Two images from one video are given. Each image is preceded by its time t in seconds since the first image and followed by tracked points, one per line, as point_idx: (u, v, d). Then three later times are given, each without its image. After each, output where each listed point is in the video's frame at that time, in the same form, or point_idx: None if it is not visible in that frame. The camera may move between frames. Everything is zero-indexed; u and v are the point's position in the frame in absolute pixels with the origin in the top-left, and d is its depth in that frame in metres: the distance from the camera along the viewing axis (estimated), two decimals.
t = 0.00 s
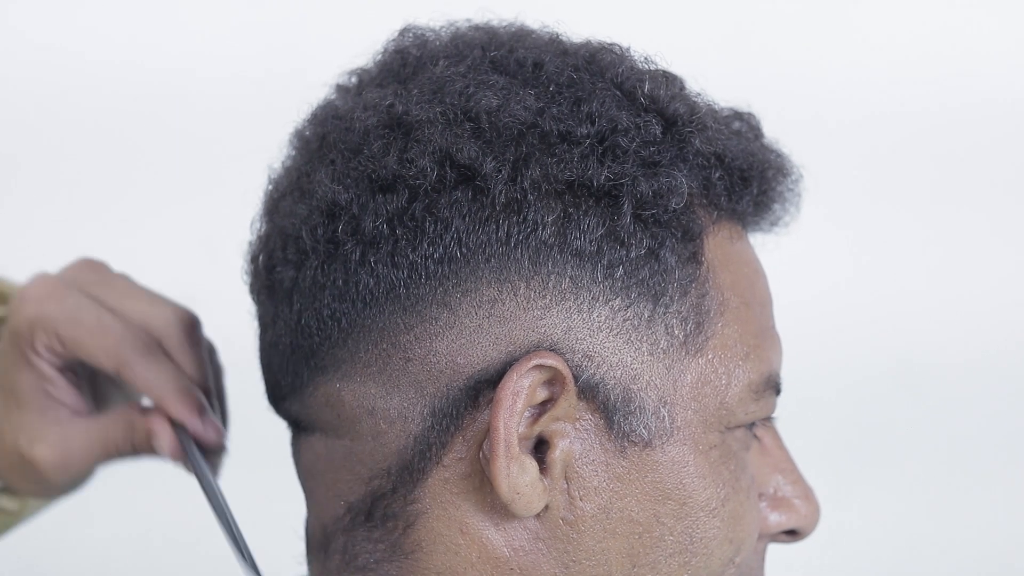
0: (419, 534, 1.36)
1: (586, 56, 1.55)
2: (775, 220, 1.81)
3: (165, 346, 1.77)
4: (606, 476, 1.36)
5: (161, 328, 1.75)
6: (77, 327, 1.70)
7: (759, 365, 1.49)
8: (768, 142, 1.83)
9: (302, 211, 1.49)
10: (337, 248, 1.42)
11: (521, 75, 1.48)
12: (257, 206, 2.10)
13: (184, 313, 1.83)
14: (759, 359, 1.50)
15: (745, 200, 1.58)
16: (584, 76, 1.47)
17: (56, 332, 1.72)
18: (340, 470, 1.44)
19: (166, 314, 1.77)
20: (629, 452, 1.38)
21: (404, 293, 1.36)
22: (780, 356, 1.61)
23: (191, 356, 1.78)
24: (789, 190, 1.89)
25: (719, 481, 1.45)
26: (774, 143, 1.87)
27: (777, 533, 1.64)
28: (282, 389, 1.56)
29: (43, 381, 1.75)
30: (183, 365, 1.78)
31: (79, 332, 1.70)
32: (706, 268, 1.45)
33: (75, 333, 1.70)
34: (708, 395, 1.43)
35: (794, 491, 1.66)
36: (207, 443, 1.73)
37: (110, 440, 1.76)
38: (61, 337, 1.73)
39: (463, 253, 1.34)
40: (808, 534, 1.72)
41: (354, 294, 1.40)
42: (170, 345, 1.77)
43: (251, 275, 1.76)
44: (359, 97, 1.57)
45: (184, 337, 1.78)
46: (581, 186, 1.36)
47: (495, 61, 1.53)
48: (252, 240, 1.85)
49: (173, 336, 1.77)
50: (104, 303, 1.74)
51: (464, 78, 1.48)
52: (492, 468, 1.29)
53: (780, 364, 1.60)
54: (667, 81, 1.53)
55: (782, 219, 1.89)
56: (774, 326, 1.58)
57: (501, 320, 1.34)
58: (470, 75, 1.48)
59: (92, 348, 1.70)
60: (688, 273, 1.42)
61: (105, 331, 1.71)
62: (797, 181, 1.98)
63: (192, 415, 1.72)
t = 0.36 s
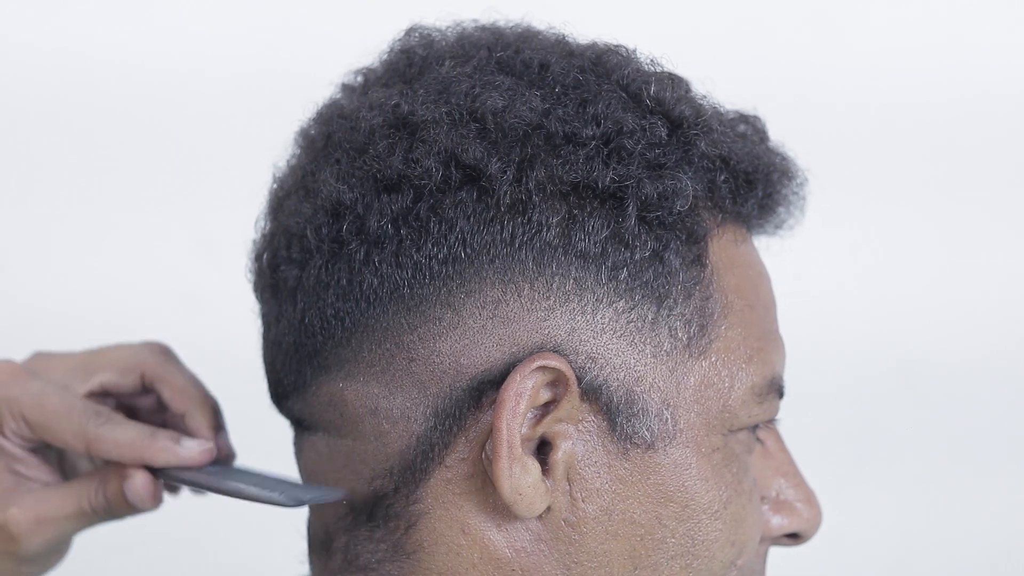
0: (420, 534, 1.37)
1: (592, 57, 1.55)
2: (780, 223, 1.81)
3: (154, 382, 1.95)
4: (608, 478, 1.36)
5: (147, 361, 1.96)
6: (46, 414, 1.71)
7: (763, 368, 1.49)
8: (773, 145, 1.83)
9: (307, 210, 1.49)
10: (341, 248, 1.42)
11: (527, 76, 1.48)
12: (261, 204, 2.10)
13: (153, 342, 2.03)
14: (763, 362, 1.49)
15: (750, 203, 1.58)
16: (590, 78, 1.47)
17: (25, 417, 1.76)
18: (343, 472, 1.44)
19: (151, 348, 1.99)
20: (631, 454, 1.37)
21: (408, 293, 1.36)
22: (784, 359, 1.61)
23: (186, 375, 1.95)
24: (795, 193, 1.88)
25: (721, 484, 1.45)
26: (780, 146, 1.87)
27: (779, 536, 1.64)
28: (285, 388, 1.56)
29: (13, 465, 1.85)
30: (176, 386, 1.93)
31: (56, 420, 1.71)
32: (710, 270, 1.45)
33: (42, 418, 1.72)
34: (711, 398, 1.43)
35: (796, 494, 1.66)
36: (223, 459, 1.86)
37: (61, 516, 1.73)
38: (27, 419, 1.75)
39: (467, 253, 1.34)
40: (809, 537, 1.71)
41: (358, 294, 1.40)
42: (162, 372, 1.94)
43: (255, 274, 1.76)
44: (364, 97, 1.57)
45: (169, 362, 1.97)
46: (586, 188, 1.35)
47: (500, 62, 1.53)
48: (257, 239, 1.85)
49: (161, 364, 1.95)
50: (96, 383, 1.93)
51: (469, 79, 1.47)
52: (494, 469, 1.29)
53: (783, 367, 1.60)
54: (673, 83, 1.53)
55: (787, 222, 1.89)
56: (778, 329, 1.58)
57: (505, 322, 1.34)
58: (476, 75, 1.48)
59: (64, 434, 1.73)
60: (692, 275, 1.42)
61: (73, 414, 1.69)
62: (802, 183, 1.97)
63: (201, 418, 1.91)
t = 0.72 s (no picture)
0: (422, 534, 1.37)
1: (598, 59, 1.55)
2: (784, 227, 1.81)
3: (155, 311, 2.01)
4: (611, 480, 1.36)
5: (144, 292, 2.02)
6: (69, 369, 1.89)
7: (766, 372, 1.49)
8: (779, 148, 1.82)
9: (312, 208, 1.49)
10: (346, 246, 1.42)
11: (533, 77, 1.48)
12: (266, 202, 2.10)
13: (144, 273, 2.08)
14: (766, 366, 1.49)
15: (755, 206, 1.58)
16: (596, 80, 1.47)
17: (45, 375, 1.94)
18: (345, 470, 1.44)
19: (145, 278, 2.05)
20: (634, 456, 1.37)
21: (412, 293, 1.36)
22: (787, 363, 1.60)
23: (185, 300, 2.00)
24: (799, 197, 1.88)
25: (723, 487, 1.45)
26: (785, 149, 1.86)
27: (780, 539, 1.63)
28: (288, 387, 1.56)
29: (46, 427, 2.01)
30: (177, 312, 1.98)
31: (78, 374, 1.88)
32: (714, 273, 1.45)
33: (66, 373, 1.90)
34: (714, 401, 1.43)
35: (798, 497, 1.66)
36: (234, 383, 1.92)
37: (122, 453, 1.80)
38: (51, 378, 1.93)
39: (472, 254, 1.34)
40: (811, 541, 1.71)
41: (363, 293, 1.40)
42: (159, 299, 2.00)
43: (259, 272, 1.76)
44: (371, 96, 1.57)
45: (167, 288, 2.02)
46: (592, 189, 1.35)
47: (507, 62, 1.53)
48: (261, 237, 1.85)
49: (157, 292, 2.01)
50: (100, 326, 2.00)
51: (476, 79, 1.47)
52: (497, 470, 1.28)
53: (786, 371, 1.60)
54: (679, 86, 1.53)
55: (792, 226, 1.89)
56: (781, 333, 1.58)
57: (509, 322, 1.34)
58: (482, 76, 1.48)
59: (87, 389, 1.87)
60: (696, 278, 1.42)
61: (94, 368, 1.86)
62: (808, 187, 1.97)
63: (208, 342, 1.96)
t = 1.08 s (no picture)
0: (424, 534, 1.37)
1: (605, 60, 1.55)
2: (789, 230, 1.80)
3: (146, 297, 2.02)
4: (613, 482, 1.36)
5: (133, 278, 2.02)
6: (66, 359, 1.90)
7: (769, 375, 1.49)
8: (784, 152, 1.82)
9: (317, 207, 1.49)
10: (351, 245, 1.42)
11: (540, 78, 1.48)
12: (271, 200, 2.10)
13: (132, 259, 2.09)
14: (769, 369, 1.49)
15: (760, 210, 1.58)
16: (603, 82, 1.47)
17: (42, 368, 1.94)
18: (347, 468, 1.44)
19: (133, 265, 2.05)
20: (636, 459, 1.37)
21: (417, 292, 1.37)
22: (790, 367, 1.60)
23: (174, 283, 2.00)
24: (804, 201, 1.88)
25: (725, 490, 1.45)
26: (790, 152, 1.86)
27: (781, 542, 1.63)
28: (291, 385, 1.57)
29: (48, 420, 2.02)
30: (167, 295, 1.99)
31: (76, 365, 1.88)
32: (719, 276, 1.45)
33: (63, 363, 1.90)
34: (717, 404, 1.43)
35: (799, 501, 1.66)
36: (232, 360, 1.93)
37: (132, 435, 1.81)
38: (48, 370, 1.93)
39: (477, 254, 1.34)
40: (812, 544, 1.71)
41: (367, 292, 1.40)
42: (149, 283, 2.00)
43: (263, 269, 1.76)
44: (377, 95, 1.58)
45: (156, 272, 2.03)
46: (597, 191, 1.35)
47: (513, 63, 1.53)
48: (265, 235, 1.85)
49: (146, 277, 2.02)
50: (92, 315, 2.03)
51: (483, 79, 1.48)
52: (499, 470, 1.28)
53: (790, 375, 1.60)
54: (686, 89, 1.53)
55: (797, 230, 1.89)
56: (785, 336, 1.58)
57: (513, 323, 1.34)
58: (489, 76, 1.48)
59: (82, 377, 1.89)
60: (701, 281, 1.42)
61: (91, 357, 1.87)
62: (813, 191, 1.97)
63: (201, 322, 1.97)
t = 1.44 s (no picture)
0: (425, 533, 1.37)
1: (610, 61, 1.55)
2: (792, 233, 1.81)
3: (144, 299, 2.01)
4: (614, 482, 1.36)
5: (131, 279, 2.01)
6: (67, 363, 1.88)
7: (771, 377, 1.49)
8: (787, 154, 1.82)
9: (320, 206, 1.49)
10: (354, 244, 1.43)
11: (544, 78, 1.48)
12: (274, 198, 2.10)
13: (129, 261, 2.09)
14: (771, 371, 1.49)
15: (763, 211, 1.58)
16: (607, 82, 1.47)
17: (42, 372, 1.93)
18: (348, 467, 1.44)
19: (131, 267, 2.04)
20: (638, 459, 1.37)
21: (420, 292, 1.37)
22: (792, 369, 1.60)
23: (173, 283, 2.00)
24: (807, 203, 1.88)
25: (726, 491, 1.45)
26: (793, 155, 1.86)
27: (781, 544, 1.64)
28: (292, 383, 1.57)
29: (52, 423, 2.01)
30: (166, 296, 1.98)
31: (76, 368, 1.87)
32: (722, 277, 1.45)
33: (63, 367, 1.89)
34: (719, 405, 1.43)
35: (800, 503, 1.66)
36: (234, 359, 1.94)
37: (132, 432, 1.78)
38: (49, 375, 1.93)
39: (481, 254, 1.34)
40: (813, 546, 1.71)
41: (370, 291, 1.40)
42: (147, 285, 2.00)
43: (266, 268, 1.76)
44: (381, 94, 1.58)
45: (154, 273, 2.02)
46: (601, 192, 1.35)
47: (518, 63, 1.53)
48: (268, 233, 1.85)
49: (144, 278, 2.01)
50: (92, 319, 2.02)
51: (487, 79, 1.48)
52: (501, 470, 1.28)
53: (791, 377, 1.60)
54: (690, 90, 1.53)
55: (799, 232, 1.89)
56: (787, 338, 1.58)
57: (516, 323, 1.34)
58: (493, 76, 1.48)
59: (83, 380, 1.87)
60: (704, 282, 1.42)
61: (91, 359, 1.85)
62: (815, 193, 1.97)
63: (201, 323, 1.98)
